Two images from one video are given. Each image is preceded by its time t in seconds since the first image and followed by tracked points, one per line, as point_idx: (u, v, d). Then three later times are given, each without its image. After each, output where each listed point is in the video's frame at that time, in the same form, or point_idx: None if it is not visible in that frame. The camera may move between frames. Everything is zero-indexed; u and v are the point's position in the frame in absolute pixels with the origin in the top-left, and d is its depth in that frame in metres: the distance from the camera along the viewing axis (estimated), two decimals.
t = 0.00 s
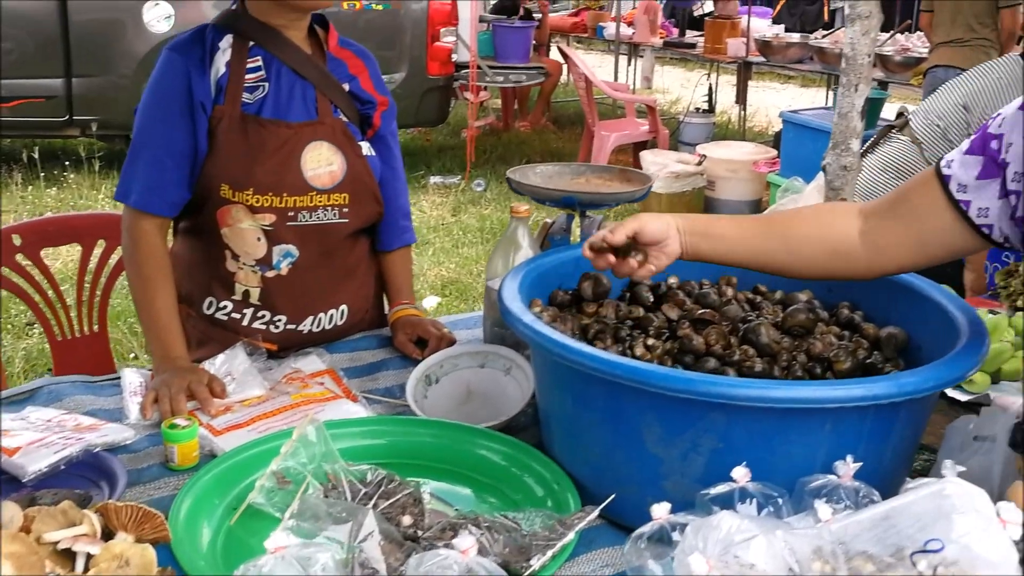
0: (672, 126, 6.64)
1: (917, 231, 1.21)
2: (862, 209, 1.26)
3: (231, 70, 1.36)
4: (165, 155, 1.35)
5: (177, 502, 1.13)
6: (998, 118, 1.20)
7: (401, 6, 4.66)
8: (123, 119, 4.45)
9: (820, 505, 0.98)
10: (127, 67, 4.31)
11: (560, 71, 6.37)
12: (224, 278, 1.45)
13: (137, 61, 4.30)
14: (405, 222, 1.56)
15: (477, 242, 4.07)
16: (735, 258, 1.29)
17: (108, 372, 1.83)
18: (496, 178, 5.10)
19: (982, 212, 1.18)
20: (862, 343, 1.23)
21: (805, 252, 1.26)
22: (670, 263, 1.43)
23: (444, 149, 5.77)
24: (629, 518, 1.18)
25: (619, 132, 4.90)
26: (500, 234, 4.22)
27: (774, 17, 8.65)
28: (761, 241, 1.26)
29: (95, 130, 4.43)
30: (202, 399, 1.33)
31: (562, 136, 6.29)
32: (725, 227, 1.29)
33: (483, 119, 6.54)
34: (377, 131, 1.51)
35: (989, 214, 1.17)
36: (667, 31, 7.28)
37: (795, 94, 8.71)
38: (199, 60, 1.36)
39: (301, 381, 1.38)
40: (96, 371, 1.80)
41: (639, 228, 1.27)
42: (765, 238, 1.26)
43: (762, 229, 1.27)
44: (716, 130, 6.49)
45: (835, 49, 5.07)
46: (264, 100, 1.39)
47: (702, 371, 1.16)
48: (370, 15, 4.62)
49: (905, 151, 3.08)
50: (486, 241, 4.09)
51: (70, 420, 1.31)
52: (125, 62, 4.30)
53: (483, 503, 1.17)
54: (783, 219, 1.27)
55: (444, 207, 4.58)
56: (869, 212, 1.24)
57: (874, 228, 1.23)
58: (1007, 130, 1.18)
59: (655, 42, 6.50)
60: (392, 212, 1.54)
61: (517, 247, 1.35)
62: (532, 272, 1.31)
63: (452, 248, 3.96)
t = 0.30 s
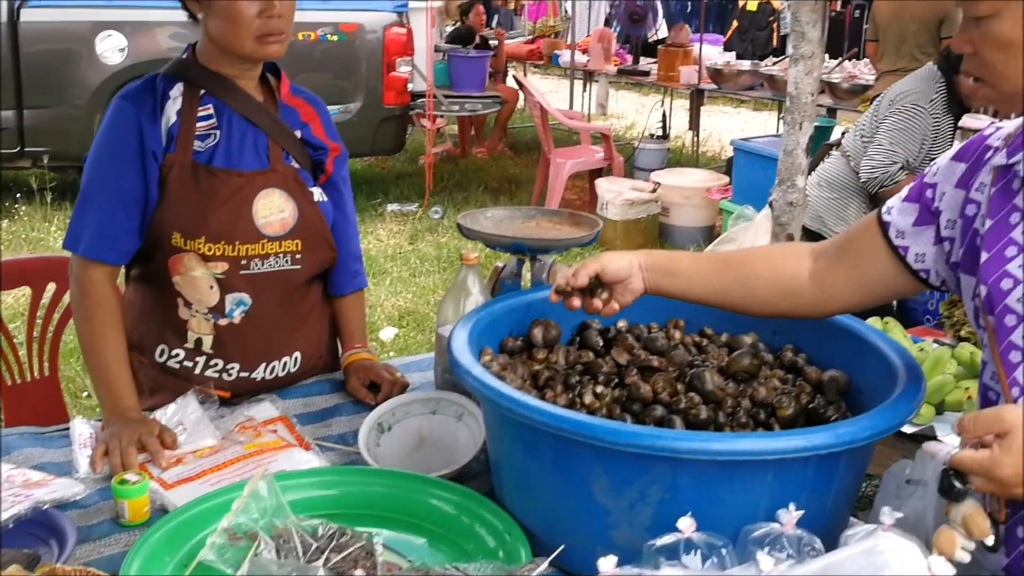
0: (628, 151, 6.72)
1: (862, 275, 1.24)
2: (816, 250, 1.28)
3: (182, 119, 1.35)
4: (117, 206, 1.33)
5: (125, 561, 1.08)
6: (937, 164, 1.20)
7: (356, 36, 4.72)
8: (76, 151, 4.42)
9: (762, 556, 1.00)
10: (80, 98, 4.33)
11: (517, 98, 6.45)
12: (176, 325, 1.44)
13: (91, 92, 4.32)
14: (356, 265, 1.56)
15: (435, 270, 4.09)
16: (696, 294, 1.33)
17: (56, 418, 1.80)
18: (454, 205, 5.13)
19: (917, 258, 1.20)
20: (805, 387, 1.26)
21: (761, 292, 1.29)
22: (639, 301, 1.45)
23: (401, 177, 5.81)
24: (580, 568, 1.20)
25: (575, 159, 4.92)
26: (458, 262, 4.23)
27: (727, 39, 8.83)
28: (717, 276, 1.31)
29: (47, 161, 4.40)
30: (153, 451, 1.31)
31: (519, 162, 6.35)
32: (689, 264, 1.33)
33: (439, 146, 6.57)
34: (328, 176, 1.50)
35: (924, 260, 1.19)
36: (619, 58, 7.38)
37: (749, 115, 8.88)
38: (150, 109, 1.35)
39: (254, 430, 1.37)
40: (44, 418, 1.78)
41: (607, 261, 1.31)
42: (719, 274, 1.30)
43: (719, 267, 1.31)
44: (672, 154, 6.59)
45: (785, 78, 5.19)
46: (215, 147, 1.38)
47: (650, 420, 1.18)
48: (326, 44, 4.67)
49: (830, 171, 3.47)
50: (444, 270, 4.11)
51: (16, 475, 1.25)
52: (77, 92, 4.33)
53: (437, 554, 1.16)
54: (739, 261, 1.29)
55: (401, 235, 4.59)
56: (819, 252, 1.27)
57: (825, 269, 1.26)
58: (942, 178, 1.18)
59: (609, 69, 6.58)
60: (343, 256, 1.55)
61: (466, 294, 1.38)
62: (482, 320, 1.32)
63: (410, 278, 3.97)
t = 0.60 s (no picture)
0: (589, 191, 6.80)
1: (817, 342, 1.31)
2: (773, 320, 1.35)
3: (143, 186, 1.37)
4: (76, 274, 1.32)
5: None
6: (882, 237, 1.27)
7: (317, 82, 4.75)
8: (35, 197, 4.40)
9: None
10: (38, 144, 4.33)
11: (478, 141, 6.51)
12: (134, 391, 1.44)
13: (49, 139, 4.33)
14: (317, 326, 1.58)
15: (398, 315, 4.10)
16: (659, 362, 1.38)
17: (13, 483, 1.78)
18: (416, 250, 5.15)
19: (868, 327, 1.26)
20: (759, 450, 1.30)
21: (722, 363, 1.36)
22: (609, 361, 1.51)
23: (364, 220, 5.84)
24: None
25: (536, 202, 4.95)
26: (420, 307, 4.24)
27: (685, 82, 8.95)
28: (678, 345, 1.37)
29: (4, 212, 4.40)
30: (111, 520, 1.25)
31: (481, 204, 6.41)
32: (654, 334, 1.39)
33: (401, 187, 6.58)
34: (289, 240, 1.53)
35: (874, 329, 1.26)
36: (579, 101, 7.45)
37: (707, 154, 9.04)
38: (110, 177, 1.35)
39: (213, 498, 1.34)
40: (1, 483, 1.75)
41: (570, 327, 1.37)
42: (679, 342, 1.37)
43: (680, 335, 1.37)
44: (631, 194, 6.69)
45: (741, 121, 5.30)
46: (176, 215, 1.39)
47: (607, 486, 1.19)
48: (287, 90, 4.69)
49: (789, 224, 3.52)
50: (407, 314, 4.12)
51: None
52: (36, 139, 4.32)
53: None
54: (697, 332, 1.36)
55: (364, 280, 4.60)
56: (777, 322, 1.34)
57: (784, 342, 1.33)
58: (887, 251, 1.25)
59: (569, 112, 6.64)
60: (304, 318, 1.56)
61: (425, 359, 1.42)
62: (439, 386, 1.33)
63: (372, 323, 3.97)
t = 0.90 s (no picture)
0: (572, 206, 6.83)
1: (795, 372, 1.34)
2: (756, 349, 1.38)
3: (127, 217, 1.39)
4: (60, 305, 1.34)
5: None
6: (857, 267, 1.30)
7: (300, 101, 4.74)
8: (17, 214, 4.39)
9: None
10: (20, 162, 4.33)
11: (461, 156, 6.54)
12: (121, 418, 1.45)
13: (32, 157, 4.33)
14: (299, 351, 1.61)
15: (381, 332, 4.11)
16: (645, 389, 1.42)
17: None
18: (400, 266, 5.16)
19: (846, 354, 1.30)
20: (734, 474, 1.33)
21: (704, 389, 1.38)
22: (602, 389, 1.54)
23: (347, 236, 5.85)
24: None
25: (519, 218, 4.97)
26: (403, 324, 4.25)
27: (667, 97, 8.98)
28: (664, 372, 1.40)
29: None
30: (96, 548, 1.23)
31: (464, 219, 6.43)
32: (637, 361, 1.42)
33: (384, 203, 6.60)
34: (273, 267, 1.57)
35: (851, 356, 1.30)
36: (563, 117, 7.49)
37: (688, 168, 9.10)
38: (94, 209, 1.38)
39: (197, 525, 1.32)
40: None
41: (559, 365, 1.39)
42: (667, 369, 1.39)
43: (665, 362, 1.40)
44: (614, 208, 6.73)
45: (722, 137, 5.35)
46: (160, 245, 1.42)
47: (584, 512, 1.20)
48: (270, 107, 4.70)
49: (786, 251, 3.45)
50: (389, 330, 4.14)
51: None
52: (18, 156, 4.31)
53: None
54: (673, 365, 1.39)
55: (347, 296, 4.61)
56: (760, 351, 1.37)
57: (768, 367, 1.36)
58: (862, 281, 1.28)
59: (551, 128, 6.67)
60: (286, 343, 1.59)
61: (408, 386, 1.46)
62: (421, 413, 1.36)
63: (355, 340, 3.99)
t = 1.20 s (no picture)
0: (562, 211, 6.85)
1: (789, 374, 1.35)
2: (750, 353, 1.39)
3: (120, 222, 1.39)
4: (53, 311, 1.34)
5: None
6: (852, 271, 1.31)
7: (290, 105, 4.73)
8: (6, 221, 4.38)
9: None
10: (10, 168, 4.32)
11: (452, 161, 6.54)
12: (113, 423, 1.45)
13: (22, 163, 4.32)
14: (292, 357, 1.61)
15: (373, 337, 4.10)
16: (642, 398, 1.43)
17: None
18: (391, 271, 5.16)
19: (841, 358, 1.31)
20: (727, 476, 1.34)
21: (701, 396, 1.40)
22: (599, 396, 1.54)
23: (338, 241, 5.84)
24: None
25: (510, 223, 4.97)
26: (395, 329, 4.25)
27: (656, 102, 9.03)
28: (659, 380, 1.41)
29: None
30: (89, 554, 1.23)
31: (454, 224, 6.44)
32: (631, 372, 1.43)
33: (375, 208, 6.60)
34: (265, 273, 1.57)
35: (847, 360, 1.31)
36: (553, 122, 7.51)
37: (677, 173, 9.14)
38: (86, 215, 1.38)
39: (190, 530, 1.32)
40: None
41: (555, 380, 1.42)
42: (662, 377, 1.41)
43: (661, 371, 1.41)
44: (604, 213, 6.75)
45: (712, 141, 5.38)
46: (152, 251, 1.42)
47: (578, 515, 1.21)
48: (260, 113, 4.70)
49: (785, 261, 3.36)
50: (381, 335, 4.13)
51: None
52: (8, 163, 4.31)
53: None
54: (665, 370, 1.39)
55: (338, 301, 4.61)
56: (754, 354, 1.38)
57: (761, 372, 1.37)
58: (857, 285, 1.29)
59: (542, 133, 6.69)
60: (280, 348, 1.59)
61: (400, 391, 1.46)
62: (414, 417, 1.36)
63: (346, 345, 3.98)
